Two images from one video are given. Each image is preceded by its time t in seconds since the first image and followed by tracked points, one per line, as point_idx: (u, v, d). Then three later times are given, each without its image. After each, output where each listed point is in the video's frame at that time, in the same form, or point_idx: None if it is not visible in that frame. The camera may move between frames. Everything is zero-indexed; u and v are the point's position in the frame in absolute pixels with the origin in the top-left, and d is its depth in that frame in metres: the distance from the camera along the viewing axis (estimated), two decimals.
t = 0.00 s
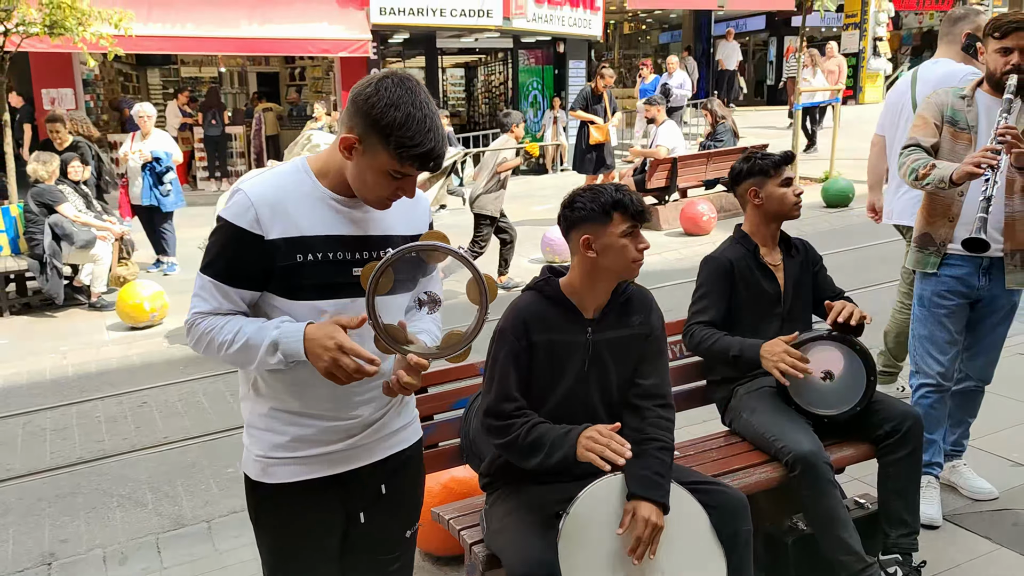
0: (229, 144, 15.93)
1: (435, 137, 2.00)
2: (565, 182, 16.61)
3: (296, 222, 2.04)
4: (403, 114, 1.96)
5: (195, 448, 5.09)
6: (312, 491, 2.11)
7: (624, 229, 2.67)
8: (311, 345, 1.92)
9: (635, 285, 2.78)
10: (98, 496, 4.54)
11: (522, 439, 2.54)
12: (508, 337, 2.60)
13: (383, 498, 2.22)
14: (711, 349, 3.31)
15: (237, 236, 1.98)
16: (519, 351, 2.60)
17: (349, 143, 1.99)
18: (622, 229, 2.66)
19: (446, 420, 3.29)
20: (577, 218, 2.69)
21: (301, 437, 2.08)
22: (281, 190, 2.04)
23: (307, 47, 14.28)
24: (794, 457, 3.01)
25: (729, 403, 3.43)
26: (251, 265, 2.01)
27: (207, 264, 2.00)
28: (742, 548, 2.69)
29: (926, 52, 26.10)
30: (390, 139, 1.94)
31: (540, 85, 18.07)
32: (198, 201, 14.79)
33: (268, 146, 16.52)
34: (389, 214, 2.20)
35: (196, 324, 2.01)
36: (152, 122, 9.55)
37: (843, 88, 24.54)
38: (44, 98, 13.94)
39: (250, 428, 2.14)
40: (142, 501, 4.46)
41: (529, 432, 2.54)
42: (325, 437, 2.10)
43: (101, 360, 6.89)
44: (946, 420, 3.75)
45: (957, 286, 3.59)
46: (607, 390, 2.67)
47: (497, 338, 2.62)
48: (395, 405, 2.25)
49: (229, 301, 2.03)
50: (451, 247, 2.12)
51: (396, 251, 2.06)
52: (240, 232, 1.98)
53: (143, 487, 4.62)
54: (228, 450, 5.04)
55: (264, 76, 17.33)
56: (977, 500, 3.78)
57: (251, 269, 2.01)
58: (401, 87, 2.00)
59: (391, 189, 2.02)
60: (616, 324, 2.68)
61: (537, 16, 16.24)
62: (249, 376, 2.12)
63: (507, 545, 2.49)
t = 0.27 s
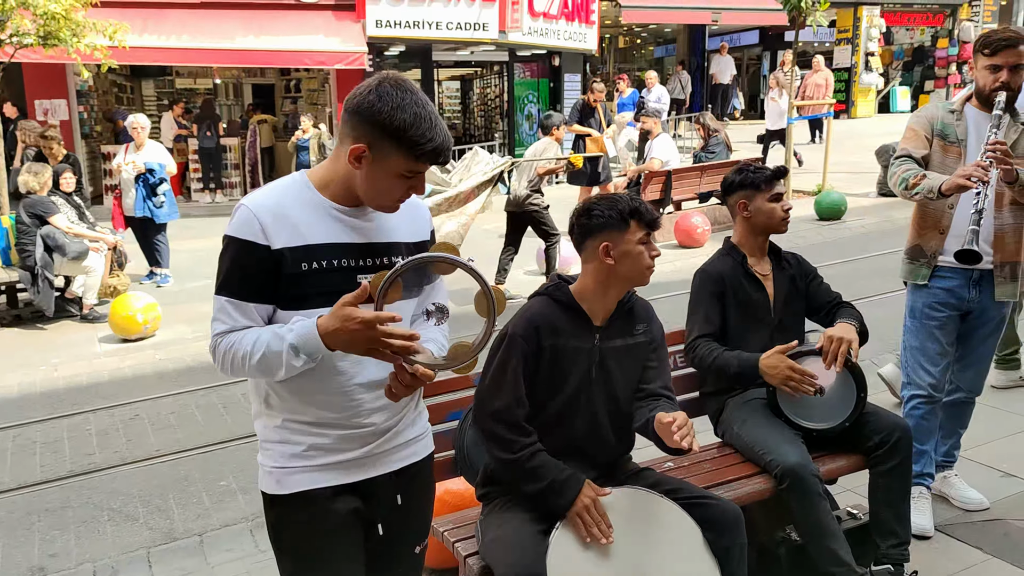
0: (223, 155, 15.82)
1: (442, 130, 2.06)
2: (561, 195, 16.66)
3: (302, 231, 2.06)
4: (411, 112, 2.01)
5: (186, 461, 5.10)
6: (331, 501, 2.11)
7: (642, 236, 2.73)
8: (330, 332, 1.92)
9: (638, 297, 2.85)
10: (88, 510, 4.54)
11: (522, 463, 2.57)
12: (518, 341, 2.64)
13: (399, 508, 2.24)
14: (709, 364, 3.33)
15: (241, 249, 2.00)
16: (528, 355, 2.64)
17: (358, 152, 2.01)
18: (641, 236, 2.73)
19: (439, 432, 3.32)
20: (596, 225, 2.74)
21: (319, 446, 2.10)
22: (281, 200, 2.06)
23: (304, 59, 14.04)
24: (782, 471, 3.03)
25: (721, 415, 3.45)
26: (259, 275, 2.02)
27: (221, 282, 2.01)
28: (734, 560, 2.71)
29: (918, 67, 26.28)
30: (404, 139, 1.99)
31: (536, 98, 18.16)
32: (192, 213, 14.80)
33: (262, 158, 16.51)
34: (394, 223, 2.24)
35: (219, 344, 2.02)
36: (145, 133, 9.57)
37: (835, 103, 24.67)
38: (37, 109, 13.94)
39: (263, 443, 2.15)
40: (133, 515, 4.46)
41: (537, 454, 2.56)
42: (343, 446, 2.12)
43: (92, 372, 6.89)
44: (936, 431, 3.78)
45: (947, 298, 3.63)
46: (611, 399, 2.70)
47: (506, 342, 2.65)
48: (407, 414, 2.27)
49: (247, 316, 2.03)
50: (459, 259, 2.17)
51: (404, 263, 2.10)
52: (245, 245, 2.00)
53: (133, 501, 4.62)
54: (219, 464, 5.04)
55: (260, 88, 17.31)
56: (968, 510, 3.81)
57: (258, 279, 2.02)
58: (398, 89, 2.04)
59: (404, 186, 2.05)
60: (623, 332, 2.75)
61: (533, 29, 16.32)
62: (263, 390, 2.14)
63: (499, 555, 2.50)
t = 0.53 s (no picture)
0: (193, 170, 15.77)
1: (424, 140, 2.11)
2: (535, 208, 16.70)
3: (281, 250, 2.07)
4: (395, 124, 2.06)
5: (158, 483, 5.05)
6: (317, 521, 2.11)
7: (648, 255, 2.74)
8: (296, 370, 1.93)
9: (639, 311, 2.85)
10: (57, 534, 4.48)
11: (486, 453, 2.66)
12: (506, 352, 2.69)
13: (386, 525, 2.25)
14: (690, 378, 3.36)
15: (218, 269, 2.02)
16: (516, 366, 2.69)
17: (341, 164, 2.04)
18: (646, 257, 2.73)
19: (422, 448, 3.33)
20: (605, 243, 2.71)
21: (303, 466, 2.10)
22: (259, 218, 2.07)
23: (275, 73, 14.13)
24: (763, 480, 3.08)
25: (701, 426, 3.50)
26: (235, 294, 2.05)
27: (192, 299, 2.04)
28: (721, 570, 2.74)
29: (882, 82, 26.78)
30: (388, 148, 2.02)
31: (506, 111, 18.28)
32: (160, 228, 14.66)
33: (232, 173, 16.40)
34: (375, 238, 2.25)
35: (184, 358, 2.04)
36: (111, 148, 9.49)
37: (803, 116, 25.03)
38: None
39: (245, 467, 2.14)
40: (103, 539, 4.41)
41: (497, 448, 2.65)
42: (326, 465, 2.12)
43: (60, 393, 6.80)
44: (909, 439, 3.85)
45: (918, 308, 3.71)
46: (598, 414, 2.71)
47: (495, 352, 2.71)
48: (393, 431, 2.29)
49: (215, 333, 2.06)
50: (437, 270, 2.17)
51: (380, 280, 2.09)
52: (221, 263, 2.01)
53: (104, 525, 4.57)
54: (192, 485, 5.00)
55: (228, 102, 17.31)
56: (940, 516, 3.88)
57: (237, 295, 2.05)
58: (379, 100, 2.09)
59: (388, 198, 2.08)
60: (616, 348, 2.73)
61: (505, 44, 16.40)
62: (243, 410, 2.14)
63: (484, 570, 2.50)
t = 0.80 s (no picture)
0: (123, 182, 15.37)
1: (366, 148, 2.09)
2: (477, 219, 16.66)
3: (214, 257, 2.03)
4: (334, 132, 2.03)
5: (92, 507, 4.89)
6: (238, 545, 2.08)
7: (593, 268, 2.74)
8: (231, 381, 1.89)
9: (584, 324, 2.87)
10: None
11: (435, 478, 2.59)
12: (456, 368, 2.65)
13: (312, 548, 2.22)
14: (650, 389, 3.38)
15: (151, 277, 1.96)
16: (466, 381, 2.66)
17: (280, 175, 2.01)
18: (590, 270, 2.73)
19: (373, 465, 3.27)
20: (547, 258, 2.72)
21: (226, 488, 2.06)
22: (199, 226, 2.04)
23: (209, 83, 13.96)
24: (715, 487, 3.13)
25: (652, 434, 3.53)
26: (168, 303, 1.99)
27: (121, 306, 1.96)
28: None
29: (812, 95, 27.42)
30: (328, 155, 2.00)
31: (445, 121, 18.26)
32: (88, 242, 14.21)
33: (165, 185, 16.01)
34: (315, 253, 2.22)
35: (106, 367, 1.95)
36: (38, 159, 9.18)
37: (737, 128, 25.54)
38: None
39: (170, 484, 2.11)
40: (35, 567, 4.25)
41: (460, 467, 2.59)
42: (253, 486, 2.09)
43: None
44: (852, 443, 3.94)
45: (858, 315, 3.82)
46: (550, 428, 2.71)
47: (443, 368, 2.67)
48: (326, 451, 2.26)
49: (144, 343, 1.98)
50: (377, 284, 2.15)
51: (316, 294, 2.07)
52: (152, 270, 1.96)
53: (35, 552, 4.40)
54: (128, 508, 4.86)
55: (159, 112, 16.94)
56: (881, 517, 3.99)
57: (170, 307, 1.99)
58: (317, 111, 2.08)
59: (332, 209, 2.05)
60: (566, 361, 2.75)
61: (444, 55, 16.39)
62: (169, 426, 2.09)
63: None
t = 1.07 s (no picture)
0: (39, 196, 14.83)
1: (270, 156, 2.06)
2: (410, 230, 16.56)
3: (108, 281, 1.98)
4: (234, 140, 2.00)
5: (12, 534, 4.69)
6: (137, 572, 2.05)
7: (506, 276, 2.75)
8: (130, 391, 1.83)
9: (506, 331, 2.91)
10: None
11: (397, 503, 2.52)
12: (387, 388, 2.58)
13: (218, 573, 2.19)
14: (578, 401, 3.43)
15: (43, 303, 1.89)
16: (400, 402, 2.59)
17: (179, 186, 1.96)
18: (505, 277, 2.75)
19: (312, 482, 3.19)
20: (461, 266, 2.73)
21: (120, 517, 2.02)
22: (92, 245, 1.97)
23: (130, 94, 13.68)
24: (656, 494, 3.16)
25: (592, 444, 3.55)
26: (60, 332, 1.92)
27: (13, 336, 1.90)
28: None
29: (736, 107, 28.24)
30: (229, 164, 1.96)
31: (376, 133, 18.17)
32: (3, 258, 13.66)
33: (85, 199, 15.50)
34: (219, 271, 2.19)
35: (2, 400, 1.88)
36: None
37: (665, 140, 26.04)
38: None
39: (62, 510, 2.05)
40: None
41: (416, 506, 2.53)
42: (152, 514, 2.05)
43: None
44: (786, 448, 4.03)
45: (791, 322, 3.91)
46: (486, 436, 2.73)
47: (375, 393, 2.58)
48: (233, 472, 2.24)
49: (38, 372, 1.92)
50: (287, 310, 2.14)
51: (219, 316, 2.04)
52: (41, 298, 1.89)
53: None
54: (52, 535, 4.68)
55: (77, 123, 16.42)
56: (815, 520, 4.09)
57: (60, 332, 1.92)
58: (217, 118, 2.05)
59: (235, 219, 2.01)
60: (493, 369, 2.78)
61: (374, 66, 16.31)
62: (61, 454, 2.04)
63: None
